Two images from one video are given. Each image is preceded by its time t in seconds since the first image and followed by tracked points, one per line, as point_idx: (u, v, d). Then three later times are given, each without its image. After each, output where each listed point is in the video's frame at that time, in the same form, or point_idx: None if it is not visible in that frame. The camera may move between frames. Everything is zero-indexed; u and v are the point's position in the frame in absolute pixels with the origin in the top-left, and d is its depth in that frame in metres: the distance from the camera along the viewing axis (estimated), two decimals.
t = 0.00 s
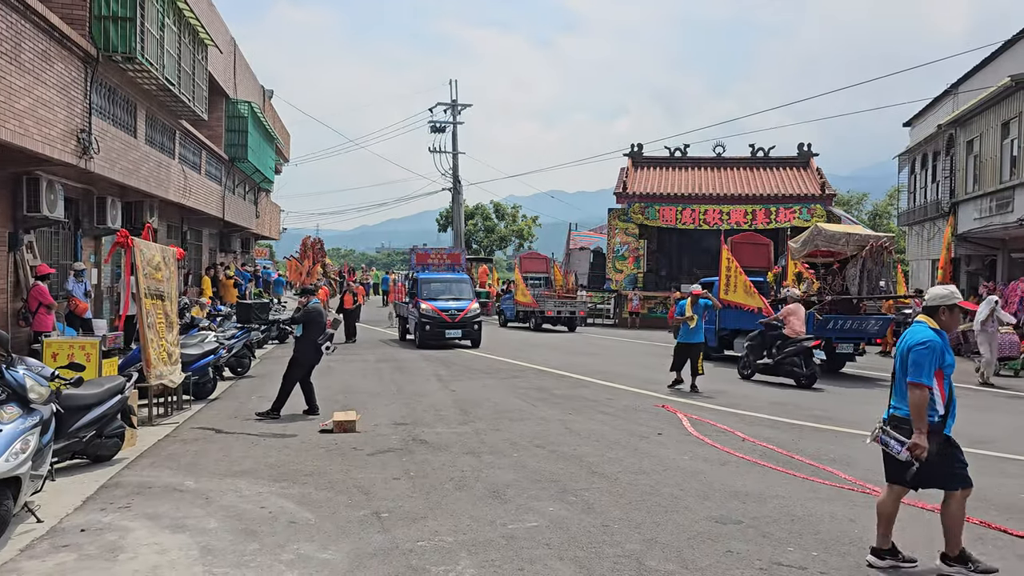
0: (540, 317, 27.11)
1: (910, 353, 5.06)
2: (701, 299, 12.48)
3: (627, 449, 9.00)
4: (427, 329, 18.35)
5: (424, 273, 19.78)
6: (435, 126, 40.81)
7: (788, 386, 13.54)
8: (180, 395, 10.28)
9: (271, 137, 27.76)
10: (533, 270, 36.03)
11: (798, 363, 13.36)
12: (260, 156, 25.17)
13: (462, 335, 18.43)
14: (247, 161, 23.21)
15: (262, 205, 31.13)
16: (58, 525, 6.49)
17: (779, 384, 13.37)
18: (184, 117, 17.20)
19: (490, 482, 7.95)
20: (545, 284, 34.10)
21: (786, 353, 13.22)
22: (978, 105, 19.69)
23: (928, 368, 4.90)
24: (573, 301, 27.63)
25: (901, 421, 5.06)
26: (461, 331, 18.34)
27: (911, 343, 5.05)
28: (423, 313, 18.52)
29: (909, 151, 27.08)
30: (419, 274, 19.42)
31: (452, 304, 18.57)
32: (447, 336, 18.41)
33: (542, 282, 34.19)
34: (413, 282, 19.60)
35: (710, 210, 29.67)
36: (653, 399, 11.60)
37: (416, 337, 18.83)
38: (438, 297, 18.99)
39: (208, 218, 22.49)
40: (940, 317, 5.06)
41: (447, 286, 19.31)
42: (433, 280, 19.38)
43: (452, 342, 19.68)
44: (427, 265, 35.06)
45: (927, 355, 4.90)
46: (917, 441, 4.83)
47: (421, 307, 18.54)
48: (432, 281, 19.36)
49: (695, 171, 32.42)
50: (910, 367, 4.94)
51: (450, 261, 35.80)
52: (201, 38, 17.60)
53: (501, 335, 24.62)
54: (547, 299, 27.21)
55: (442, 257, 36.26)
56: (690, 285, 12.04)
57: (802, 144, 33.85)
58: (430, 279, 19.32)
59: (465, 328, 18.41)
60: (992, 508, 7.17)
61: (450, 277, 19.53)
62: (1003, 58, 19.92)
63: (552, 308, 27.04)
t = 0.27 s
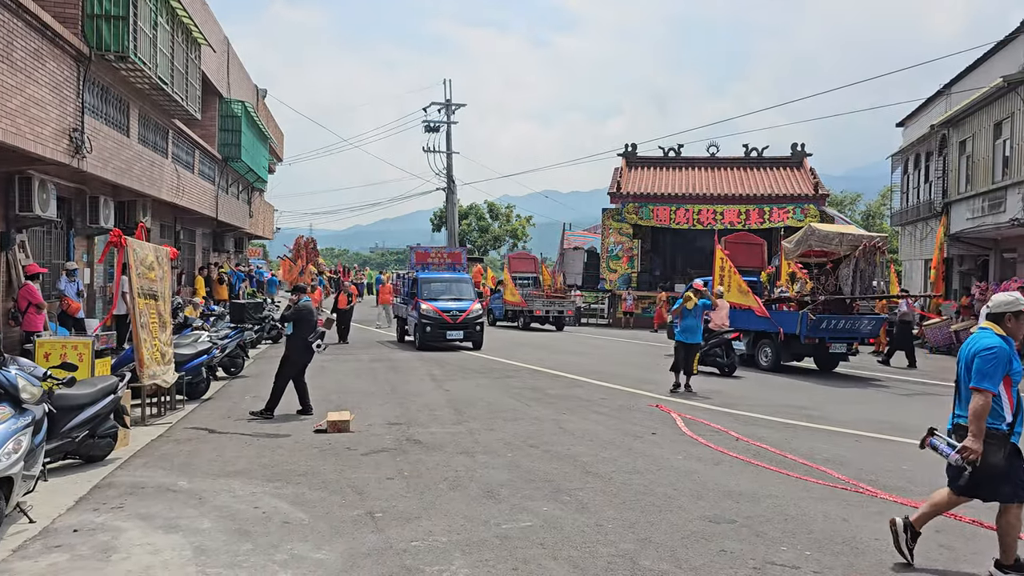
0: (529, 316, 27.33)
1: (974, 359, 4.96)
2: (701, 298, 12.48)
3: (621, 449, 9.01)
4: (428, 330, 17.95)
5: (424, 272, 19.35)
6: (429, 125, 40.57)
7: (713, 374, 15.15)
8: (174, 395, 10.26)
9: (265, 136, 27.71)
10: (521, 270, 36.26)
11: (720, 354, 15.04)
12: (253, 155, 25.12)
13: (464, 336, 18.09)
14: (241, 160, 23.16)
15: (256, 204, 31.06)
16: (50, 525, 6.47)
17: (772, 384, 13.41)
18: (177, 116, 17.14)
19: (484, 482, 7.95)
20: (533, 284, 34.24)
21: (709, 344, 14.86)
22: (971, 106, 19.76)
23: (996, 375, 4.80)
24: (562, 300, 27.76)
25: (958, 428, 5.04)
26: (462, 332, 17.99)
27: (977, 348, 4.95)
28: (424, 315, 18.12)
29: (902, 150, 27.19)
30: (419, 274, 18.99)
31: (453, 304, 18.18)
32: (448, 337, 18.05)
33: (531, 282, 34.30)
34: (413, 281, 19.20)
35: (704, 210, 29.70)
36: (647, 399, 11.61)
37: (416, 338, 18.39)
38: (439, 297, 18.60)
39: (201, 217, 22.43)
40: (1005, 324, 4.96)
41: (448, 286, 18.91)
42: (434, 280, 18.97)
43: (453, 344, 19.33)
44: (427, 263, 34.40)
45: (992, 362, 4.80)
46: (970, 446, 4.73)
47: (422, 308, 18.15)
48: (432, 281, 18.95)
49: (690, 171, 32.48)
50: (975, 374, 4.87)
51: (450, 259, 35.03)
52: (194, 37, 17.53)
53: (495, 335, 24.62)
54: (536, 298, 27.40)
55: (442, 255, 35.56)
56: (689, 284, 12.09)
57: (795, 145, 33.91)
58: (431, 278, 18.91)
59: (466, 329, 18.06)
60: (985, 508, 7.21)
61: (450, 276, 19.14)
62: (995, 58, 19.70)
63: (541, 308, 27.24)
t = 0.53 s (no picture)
0: (517, 316, 27.55)
1: None
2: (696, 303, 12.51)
3: (615, 449, 9.02)
4: (430, 332, 17.46)
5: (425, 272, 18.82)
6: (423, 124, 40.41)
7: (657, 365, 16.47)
8: (167, 394, 10.24)
9: (259, 136, 27.67)
10: (510, 270, 36.08)
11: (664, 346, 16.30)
12: (247, 154, 25.07)
13: (467, 338, 17.64)
14: (235, 160, 23.11)
15: (250, 204, 30.99)
16: (43, 526, 6.45)
17: (765, 383, 13.44)
18: (171, 116, 17.09)
19: (478, 481, 7.95)
20: (521, 284, 34.29)
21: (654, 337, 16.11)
22: (963, 106, 19.85)
23: None
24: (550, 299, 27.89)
25: None
26: (465, 333, 17.54)
27: None
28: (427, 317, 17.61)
29: (895, 150, 27.28)
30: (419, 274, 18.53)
31: (454, 305, 17.74)
32: (451, 339, 17.59)
33: (519, 282, 34.44)
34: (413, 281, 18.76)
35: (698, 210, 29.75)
36: (641, 399, 11.63)
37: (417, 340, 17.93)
38: (440, 297, 18.14)
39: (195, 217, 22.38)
40: None
41: (450, 286, 18.46)
42: (435, 279, 18.48)
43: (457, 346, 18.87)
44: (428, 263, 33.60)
45: None
46: None
47: (423, 309, 17.69)
48: (433, 281, 18.52)
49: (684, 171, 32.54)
50: None
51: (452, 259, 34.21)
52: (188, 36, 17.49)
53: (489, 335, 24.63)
54: (524, 297, 27.57)
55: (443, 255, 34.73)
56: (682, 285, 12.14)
57: (789, 145, 33.96)
58: (432, 278, 18.46)
59: (469, 331, 17.60)
60: (977, 506, 7.23)
61: (451, 276, 18.68)
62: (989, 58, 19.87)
63: (530, 307, 27.40)
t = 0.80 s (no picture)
0: (506, 316, 27.63)
1: None
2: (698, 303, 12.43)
3: (609, 449, 9.03)
4: (432, 334, 17.01)
5: (426, 273, 18.42)
6: (418, 125, 40.33)
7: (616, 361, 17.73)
8: (161, 395, 10.21)
9: (252, 136, 27.57)
10: (499, 270, 35.74)
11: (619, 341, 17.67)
12: (241, 154, 25.02)
13: (470, 340, 17.16)
14: (228, 160, 23.06)
15: (244, 204, 30.91)
16: (35, 528, 6.42)
17: (759, 383, 13.48)
18: (164, 116, 17.05)
19: (473, 482, 7.95)
20: (510, 285, 34.36)
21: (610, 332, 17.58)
22: (956, 106, 19.92)
23: None
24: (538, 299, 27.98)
25: None
26: (468, 335, 17.08)
27: None
28: (429, 319, 17.16)
29: (888, 151, 27.37)
30: (420, 274, 18.20)
31: (457, 306, 17.37)
32: (454, 341, 17.12)
33: (508, 283, 34.46)
34: (413, 282, 18.40)
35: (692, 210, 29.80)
36: (636, 399, 11.64)
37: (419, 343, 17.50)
38: (442, 298, 17.75)
39: (188, 217, 22.32)
40: None
41: (451, 287, 18.11)
42: (437, 280, 18.11)
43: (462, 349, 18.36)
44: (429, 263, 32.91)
45: None
46: None
47: (425, 311, 17.29)
48: (434, 282, 18.16)
49: (678, 171, 32.58)
50: None
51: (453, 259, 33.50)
52: (181, 36, 17.44)
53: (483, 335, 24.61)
54: (512, 297, 27.68)
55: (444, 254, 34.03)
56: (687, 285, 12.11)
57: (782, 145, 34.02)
58: (433, 278, 18.09)
59: (473, 333, 17.14)
60: (969, 505, 7.27)
61: (452, 277, 18.41)
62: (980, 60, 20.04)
63: (518, 306, 27.54)
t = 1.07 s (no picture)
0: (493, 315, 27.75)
1: None
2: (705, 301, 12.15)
3: (602, 448, 9.04)
4: (433, 336, 16.44)
5: (425, 273, 17.89)
6: (410, 125, 40.31)
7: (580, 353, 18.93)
8: (151, 396, 10.18)
9: (243, 136, 27.48)
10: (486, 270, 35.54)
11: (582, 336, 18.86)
12: (232, 154, 24.95)
13: (472, 342, 16.58)
14: (219, 160, 23.00)
15: (235, 204, 30.82)
16: (25, 529, 6.39)
17: (750, 382, 13.51)
18: (154, 116, 17.00)
19: (465, 481, 7.94)
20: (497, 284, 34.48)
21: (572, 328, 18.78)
22: (946, 107, 20.02)
23: None
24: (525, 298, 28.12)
25: None
26: (469, 337, 16.49)
27: None
28: (430, 321, 16.59)
29: (879, 150, 27.47)
30: (419, 274, 17.64)
31: (458, 307, 16.78)
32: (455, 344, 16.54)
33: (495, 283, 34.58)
34: (412, 283, 17.90)
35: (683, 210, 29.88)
36: (628, 398, 11.65)
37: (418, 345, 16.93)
38: (442, 299, 17.22)
39: (179, 217, 22.25)
40: None
41: (451, 288, 17.60)
42: (436, 280, 17.59)
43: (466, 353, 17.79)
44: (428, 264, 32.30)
45: None
46: None
47: (425, 312, 16.74)
48: (433, 282, 17.66)
49: (669, 171, 32.64)
50: None
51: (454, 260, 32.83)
52: (172, 36, 17.38)
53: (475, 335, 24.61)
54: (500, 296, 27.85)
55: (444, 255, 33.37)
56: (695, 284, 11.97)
57: (773, 145, 34.09)
58: (433, 278, 17.59)
59: (474, 335, 16.55)
60: (960, 503, 7.30)
61: (451, 277, 17.82)
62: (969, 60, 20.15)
63: (505, 305, 27.65)
